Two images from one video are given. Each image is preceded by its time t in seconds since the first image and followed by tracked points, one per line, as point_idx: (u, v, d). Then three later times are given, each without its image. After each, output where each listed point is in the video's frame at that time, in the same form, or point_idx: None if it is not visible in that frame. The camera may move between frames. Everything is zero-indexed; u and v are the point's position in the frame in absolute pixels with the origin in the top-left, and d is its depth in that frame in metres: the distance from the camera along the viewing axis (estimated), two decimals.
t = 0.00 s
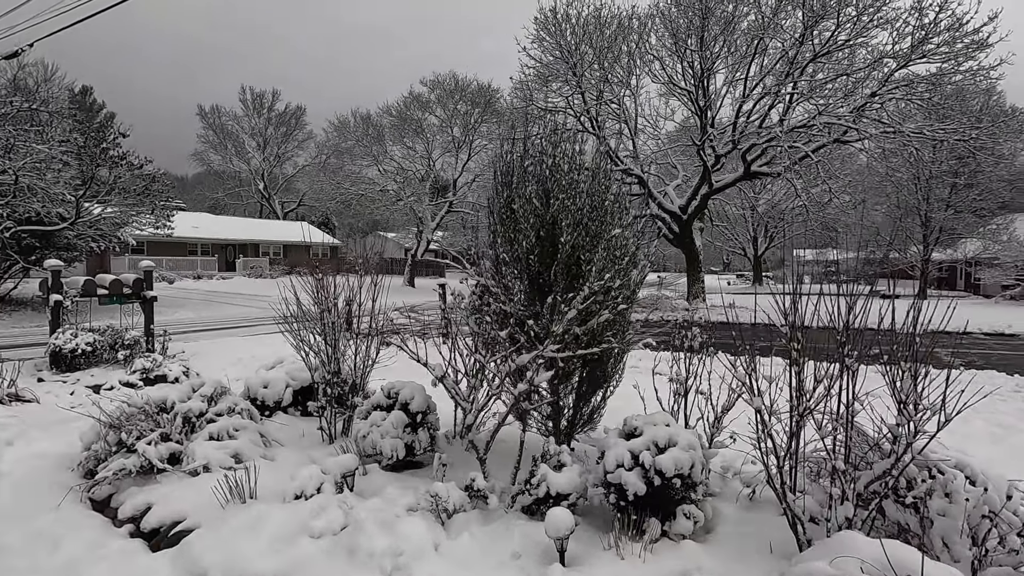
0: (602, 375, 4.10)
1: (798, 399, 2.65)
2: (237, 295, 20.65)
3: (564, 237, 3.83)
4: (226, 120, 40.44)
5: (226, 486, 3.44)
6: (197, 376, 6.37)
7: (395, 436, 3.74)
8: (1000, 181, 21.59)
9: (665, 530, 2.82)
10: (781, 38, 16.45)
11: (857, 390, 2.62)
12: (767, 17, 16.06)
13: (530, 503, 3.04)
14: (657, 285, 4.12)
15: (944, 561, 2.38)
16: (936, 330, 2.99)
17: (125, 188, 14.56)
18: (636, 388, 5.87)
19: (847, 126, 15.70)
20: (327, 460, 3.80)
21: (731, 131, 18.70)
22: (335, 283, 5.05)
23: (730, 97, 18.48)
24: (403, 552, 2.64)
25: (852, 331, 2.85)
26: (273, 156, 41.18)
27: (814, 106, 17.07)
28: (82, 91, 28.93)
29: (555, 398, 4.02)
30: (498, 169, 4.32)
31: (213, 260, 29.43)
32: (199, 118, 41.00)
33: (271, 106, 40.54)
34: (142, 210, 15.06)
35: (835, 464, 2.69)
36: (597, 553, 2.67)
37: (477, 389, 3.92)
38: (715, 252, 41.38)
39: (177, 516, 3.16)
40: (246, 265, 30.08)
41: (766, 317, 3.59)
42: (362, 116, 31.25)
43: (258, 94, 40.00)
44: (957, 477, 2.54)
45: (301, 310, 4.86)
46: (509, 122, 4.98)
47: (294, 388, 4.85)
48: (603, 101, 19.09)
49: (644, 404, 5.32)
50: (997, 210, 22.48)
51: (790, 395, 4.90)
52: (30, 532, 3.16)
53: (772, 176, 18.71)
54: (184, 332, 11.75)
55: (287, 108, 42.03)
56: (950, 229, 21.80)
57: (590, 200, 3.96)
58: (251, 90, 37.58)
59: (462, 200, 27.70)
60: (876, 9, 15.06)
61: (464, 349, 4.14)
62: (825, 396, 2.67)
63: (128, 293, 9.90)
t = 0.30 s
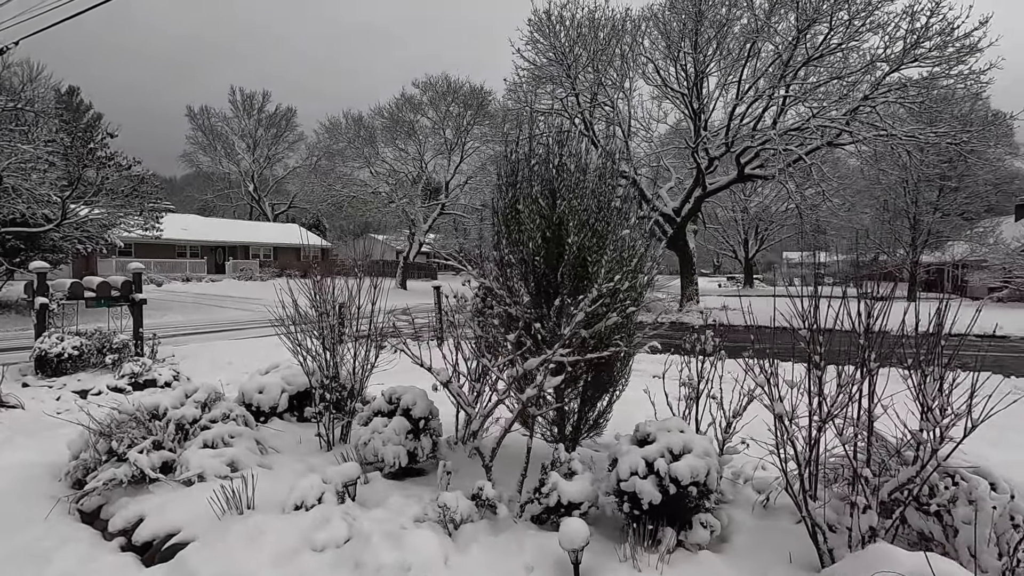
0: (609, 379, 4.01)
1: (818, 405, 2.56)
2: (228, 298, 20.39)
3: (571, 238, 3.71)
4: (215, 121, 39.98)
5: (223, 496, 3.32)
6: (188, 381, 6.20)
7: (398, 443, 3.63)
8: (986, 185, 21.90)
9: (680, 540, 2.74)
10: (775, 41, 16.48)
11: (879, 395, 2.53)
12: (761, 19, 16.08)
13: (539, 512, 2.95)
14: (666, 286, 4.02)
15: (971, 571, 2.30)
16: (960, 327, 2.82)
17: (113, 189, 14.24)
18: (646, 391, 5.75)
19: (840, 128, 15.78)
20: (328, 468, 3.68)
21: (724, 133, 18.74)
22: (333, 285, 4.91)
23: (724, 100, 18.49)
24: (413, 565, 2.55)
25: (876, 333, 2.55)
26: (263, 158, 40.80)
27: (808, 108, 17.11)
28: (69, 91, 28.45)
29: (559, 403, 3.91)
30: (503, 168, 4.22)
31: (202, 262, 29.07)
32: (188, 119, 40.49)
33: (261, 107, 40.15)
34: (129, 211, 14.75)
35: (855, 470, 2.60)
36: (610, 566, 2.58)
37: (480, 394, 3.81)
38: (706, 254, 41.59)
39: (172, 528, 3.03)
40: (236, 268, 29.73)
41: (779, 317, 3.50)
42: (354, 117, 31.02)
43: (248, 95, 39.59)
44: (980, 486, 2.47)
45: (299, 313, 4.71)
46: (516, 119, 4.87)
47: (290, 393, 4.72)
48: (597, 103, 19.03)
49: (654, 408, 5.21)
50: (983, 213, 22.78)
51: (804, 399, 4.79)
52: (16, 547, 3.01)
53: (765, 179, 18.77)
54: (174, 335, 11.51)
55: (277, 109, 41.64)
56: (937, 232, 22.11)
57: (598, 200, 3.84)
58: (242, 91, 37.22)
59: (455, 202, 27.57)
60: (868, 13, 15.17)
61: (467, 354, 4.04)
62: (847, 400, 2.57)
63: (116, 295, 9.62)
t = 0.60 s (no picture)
0: (611, 380, 3.88)
1: (839, 409, 2.45)
2: (214, 298, 20.06)
3: (574, 234, 3.59)
4: (201, 119, 39.36)
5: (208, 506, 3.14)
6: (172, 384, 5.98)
7: (393, 448, 3.47)
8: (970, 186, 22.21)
9: (692, 550, 2.61)
10: (767, 40, 16.48)
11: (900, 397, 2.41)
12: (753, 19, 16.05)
13: (543, 521, 2.81)
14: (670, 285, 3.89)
15: None
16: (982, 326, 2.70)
17: (96, 187, 13.84)
18: (653, 394, 5.60)
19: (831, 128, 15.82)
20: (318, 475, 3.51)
21: (715, 133, 18.74)
22: (325, 284, 4.74)
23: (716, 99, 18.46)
24: None
25: (896, 333, 2.43)
26: (250, 157, 40.27)
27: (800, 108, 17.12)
28: (50, 87, 27.83)
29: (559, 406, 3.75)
30: (502, 162, 4.11)
31: (189, 262, 28.63)
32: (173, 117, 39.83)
33: (249, 106, 39.60)
34: (113, 210, 14.33)
35: (874, 474, 2.48)
36: None
37: (479, 396, 3.66)
38: (695, 254, 41.76)
39: (153, 541, 2.84)
40: (223, 268, 29.30)
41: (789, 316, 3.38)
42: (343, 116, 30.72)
43: (235, 93, 39.04)
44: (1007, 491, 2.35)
45: (289, 314, 4.53)
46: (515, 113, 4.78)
47: (279, 396, 4.54)
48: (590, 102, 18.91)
49: (660, 410, 5.06)
50: (967, 214, 23.05)
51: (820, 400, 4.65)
52: None
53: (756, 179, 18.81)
54: (158, 336, 11.20)
55: (265, 108, 41.11)
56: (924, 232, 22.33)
57: (601, 195, 3.71)
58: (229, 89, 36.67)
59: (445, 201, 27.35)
60: (858, 13, 15.21)
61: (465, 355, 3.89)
62: (868, 402, 2.44)
63: (98, 295, 9.28)
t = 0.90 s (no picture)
0: (612, 385, 3.77)
1: (857, 417, 2.35)
2: (197, 300, 19.65)
3: (574, 236, 3.49)
4: (183, 118, 38.65)
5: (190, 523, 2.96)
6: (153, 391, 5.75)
7: (385, 460, 3.31)
8: (951, 188, 22.58)
9: (703, 567, 2.49)
10: (755, 42, 16.52)
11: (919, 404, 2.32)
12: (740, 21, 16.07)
13: (545, 536, 2.68)
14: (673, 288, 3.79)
15: None
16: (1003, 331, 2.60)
17: (73, 186, 13.38)
18: (657, 402, 5.48)
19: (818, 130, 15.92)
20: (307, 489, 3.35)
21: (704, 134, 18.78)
22: (314, 287, 4.57)
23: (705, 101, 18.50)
24: None
25: (916, 338, 2.33)
26: (234, 157, 39.66)
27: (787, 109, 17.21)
28: (27, 84, 27.12)
29: (558, 413, 3.62)
30: (498, 160, 3.99)
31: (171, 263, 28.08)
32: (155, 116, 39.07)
33: (233, 105, 38.99)
34: (93, 211, 13.87)
35: (892, 485, 2.39)
36: None
37: (475, 403, 3.52)
38: (682, 256, 42.00)
39: (130, 563, 2.65)
40: (206, 269, 28.79)
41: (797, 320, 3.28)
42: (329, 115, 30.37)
43: (219, 92, 38.42)
44: None
45: (276, 318, 4.36)
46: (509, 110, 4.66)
47: (265, 404, 4.35)
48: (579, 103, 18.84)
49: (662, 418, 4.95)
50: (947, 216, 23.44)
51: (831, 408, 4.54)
52: None
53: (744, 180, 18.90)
54: (139, 339, 10.88)
55: (248, 107, 40.51)
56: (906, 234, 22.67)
57: (601, 195, 3.61)
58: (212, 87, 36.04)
59: (433, 202, 27.16)
60: (845, 16, 15.31)
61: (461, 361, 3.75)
62: (886, 411, 2.35)
63: (75, 298, 8.95)
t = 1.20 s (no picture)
0: (611, 388, 3.69)
1: (869, 421, 2.29)
2: (178, 302, 19.22)
3: (573, 235, 3.40)
4: (163, 116, 37.85)
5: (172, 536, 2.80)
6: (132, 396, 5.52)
7: (378, 467, 3.19)
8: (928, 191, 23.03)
9: None
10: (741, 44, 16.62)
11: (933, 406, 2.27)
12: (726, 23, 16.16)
13: (547, 546, 2.59)
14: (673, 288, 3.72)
15: None
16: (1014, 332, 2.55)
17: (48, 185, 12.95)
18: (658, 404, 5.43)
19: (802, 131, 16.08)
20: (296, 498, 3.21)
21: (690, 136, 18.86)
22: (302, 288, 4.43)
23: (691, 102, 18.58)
24: None
25: (929, 339, 2.28)
26: (215, 156, 38.97)
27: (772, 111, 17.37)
28: None
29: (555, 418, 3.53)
30: (494, 158, 3.89)
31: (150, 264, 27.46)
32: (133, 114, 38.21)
33: (214, 103, 38.31)
34: (68, 210, 13.45)
35: (904, 489, 2.33)
36: None
37: (471, 409, 3.40)
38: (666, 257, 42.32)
39: None
40: (186, 270, 28.20)
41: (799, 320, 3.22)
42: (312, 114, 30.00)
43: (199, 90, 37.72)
44: None
45: (263, 320, 4.21)
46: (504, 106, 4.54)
47: (249, 409, 4.19)
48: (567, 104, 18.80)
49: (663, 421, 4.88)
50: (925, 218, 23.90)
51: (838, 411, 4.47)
52: None
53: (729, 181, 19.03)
54: (115, 343, 10.53)
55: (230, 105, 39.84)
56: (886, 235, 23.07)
57: (601, 193, 3.52)
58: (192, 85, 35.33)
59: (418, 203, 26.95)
60: (829, 19, 15.48)
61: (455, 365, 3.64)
62: (899, 414, 2.29)
63: (50, 300, 8.62)
